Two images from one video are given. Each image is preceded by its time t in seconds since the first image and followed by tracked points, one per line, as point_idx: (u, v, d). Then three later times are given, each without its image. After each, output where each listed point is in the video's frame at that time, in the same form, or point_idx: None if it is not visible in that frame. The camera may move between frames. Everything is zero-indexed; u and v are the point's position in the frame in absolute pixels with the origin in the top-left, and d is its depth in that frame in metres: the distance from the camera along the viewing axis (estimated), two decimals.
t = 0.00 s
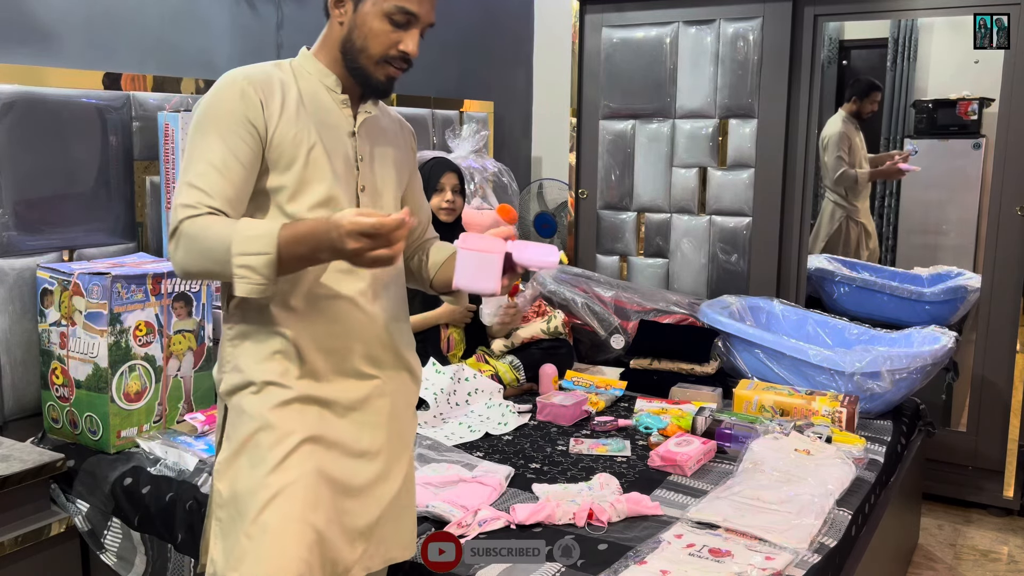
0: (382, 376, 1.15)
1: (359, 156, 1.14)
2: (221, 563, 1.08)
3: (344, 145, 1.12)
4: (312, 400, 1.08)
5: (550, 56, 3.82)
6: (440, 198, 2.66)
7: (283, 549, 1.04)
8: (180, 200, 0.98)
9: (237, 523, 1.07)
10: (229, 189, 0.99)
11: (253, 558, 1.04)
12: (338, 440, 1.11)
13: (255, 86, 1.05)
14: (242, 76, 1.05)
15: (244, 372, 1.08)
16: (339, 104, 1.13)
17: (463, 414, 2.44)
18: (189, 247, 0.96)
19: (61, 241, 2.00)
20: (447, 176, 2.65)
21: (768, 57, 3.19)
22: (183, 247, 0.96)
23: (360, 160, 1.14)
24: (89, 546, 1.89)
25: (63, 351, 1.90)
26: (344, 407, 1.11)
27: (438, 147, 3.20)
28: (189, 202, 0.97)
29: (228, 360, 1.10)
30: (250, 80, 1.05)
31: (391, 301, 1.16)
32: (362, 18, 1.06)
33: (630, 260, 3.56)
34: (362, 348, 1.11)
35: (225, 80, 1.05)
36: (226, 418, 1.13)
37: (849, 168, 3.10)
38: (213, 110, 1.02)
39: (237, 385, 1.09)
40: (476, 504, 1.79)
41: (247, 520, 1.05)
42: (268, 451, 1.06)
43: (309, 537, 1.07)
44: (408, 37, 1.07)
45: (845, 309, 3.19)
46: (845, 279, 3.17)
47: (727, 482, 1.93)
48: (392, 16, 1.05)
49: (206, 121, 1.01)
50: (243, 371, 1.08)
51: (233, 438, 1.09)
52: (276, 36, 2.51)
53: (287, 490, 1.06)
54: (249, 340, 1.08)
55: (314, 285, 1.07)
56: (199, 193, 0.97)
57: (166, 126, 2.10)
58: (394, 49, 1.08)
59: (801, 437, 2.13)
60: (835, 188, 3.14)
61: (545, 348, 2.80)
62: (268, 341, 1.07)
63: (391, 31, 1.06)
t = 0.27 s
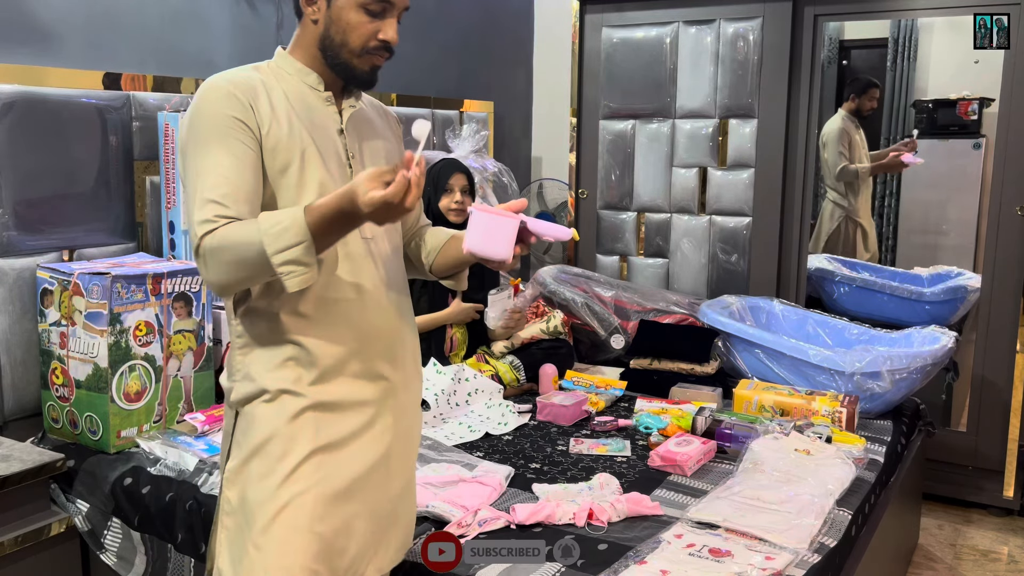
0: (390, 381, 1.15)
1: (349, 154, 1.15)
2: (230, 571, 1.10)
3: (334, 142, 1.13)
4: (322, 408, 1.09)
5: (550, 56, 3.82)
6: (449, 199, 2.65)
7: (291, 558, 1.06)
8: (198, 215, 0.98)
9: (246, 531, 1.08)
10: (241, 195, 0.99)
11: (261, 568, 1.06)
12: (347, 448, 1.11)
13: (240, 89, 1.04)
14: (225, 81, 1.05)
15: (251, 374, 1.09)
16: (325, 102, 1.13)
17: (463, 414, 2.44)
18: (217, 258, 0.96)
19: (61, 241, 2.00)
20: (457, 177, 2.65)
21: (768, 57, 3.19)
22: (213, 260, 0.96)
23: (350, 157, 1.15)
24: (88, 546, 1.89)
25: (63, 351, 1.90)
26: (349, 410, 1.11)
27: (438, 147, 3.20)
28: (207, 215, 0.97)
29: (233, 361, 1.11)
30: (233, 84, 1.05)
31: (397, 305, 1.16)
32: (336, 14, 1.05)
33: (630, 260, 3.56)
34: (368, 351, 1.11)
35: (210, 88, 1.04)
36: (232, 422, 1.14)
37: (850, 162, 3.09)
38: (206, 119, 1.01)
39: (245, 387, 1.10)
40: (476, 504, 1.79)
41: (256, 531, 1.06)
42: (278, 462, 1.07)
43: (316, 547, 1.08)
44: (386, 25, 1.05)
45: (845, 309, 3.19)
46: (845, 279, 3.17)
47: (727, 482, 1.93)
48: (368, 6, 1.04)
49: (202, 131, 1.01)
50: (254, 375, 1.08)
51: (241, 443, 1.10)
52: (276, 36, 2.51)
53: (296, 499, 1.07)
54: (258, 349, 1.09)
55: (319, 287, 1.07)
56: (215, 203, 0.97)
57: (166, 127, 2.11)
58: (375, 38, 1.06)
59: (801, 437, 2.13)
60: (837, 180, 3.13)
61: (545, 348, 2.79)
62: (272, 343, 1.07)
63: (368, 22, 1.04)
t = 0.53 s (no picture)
0: (393, 384, 1.15)
1: (342, 153, 1.15)
2: None
3: (327, 142, 1.13)
4: (326, 412, 1.09)
5: (550, 56, 3.82)
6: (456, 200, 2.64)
7: (299, 563, 1.06)
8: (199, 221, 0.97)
9: (252, 538, 1.08)
10: (241, 198, 0.99)
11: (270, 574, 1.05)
12: (352, 452, 1.11)
13: (230, 91, 1.04)
14: (214, 85, 1.04)
15: (254, 377, 1.09)
16: (315, 103, 1.13)
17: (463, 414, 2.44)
18: (222, 261, 0.95)
19: (61, 241, 2.00)
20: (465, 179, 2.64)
21: (768, 57, 3.19)
22: (217, 264, 0.95)
23: (344, 157, 1.15)
24: (88, 546, 1.90)
25: (63, 351, 1.90)
26: (351, 413, 1.11)
27: (438, 147, 3.20)
28: (209, 219, 0.97)
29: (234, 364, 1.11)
30: (222, 87, 1.04)
31: (398, 308, 1.16)
32: (324, 12, 1.04)
33: (630, 260, 3.57)
34: (370, 353, 1.11)
35: (199, 92, 1.04)
36: (236, 425, 1.14)
37: (849, 162, 3.10)
38: (199, 124, 1.01)
39: (248, 390, 1.10)
40: (476, 504, 1.79)
41: (262, 537, 1.06)
42: (282, 467, 1.07)
43: (324, 552, 1.08)
44: (374, 23, 1.05)
45: (845, 309, 3.19)
46: (845, 279, 3.16)
47: (727, 482, 1.93)
48: (355, 3, 1.03)
49: (196, 135, 1.01)
50: (257, 378, 1.09)
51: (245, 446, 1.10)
52: (276, 36, 2.51)
53: (302, 505, 1.07)
54: (261, 353, 1.09)
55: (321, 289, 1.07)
56: (215, 208, 0.97)
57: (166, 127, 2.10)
58: (364, 36, 1.05)
59: (801, 437, 2.13)
60: (837, 179, 3.14)
61: (546, 348, 2.80)
62: (275, 345, 1.08)
63: (356, 19, 1.04)
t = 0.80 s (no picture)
0: (391, 385, 1.15)
1: (339, 152, 1.15)
2: None
3: (325, 141, 1.13)
4: (324, 413, 1.09)
5: (550, 56, 3.82)
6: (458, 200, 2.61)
7: (298, 566, 1.06)
8: (179, 189, 0.94)
9: (251, 540, 1.08)
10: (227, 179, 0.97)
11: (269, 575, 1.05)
12: (350, 454, 1.11)
13: (229, 84, 1.05)
14: (213, 77, 1.05)
15: (251, 378, 1.09)
16: (313, 102, 1.13)
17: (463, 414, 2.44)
18: (200, 227, 0.91)
19: (61, 241, 2.00)
20: (467, 179, 2.64)
21: (768, 57, 3.19)
22: (193, 230, 0.92)
23: (341, 156, 1.16)
24: (88, 546, 1.90)
25: (63, 351, 1.90)
26: (349, 413, 1.11)
27: (438, 147, 3.20)
28: (191, 188, 0.94)
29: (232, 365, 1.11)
30: (222, 79, 1.05)
31: (395, 309, 1.17)
32: (328, 11, 1.04)
33: (630, 260, 3.57)
34: (368, 354, 1.11)
35: (198, 82, 1.04)
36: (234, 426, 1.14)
37: (849, 162, 3.10)
38: (193, 105, 1.00)
39: (246, 392, 1.10)
40: (476, 504, 1.79)
41: (261, 539, 1.06)
42: (280, 469, 1.07)
43: (323, 553, 1.08)
44: (376, 25, 1.05)
45: (845, 309, 3.18)
46: (845, 279, 3.16)
47: (727, 482, 1.93)
48: (359, 6, 1.03)
49: (187, 115, 0.99)
50: (255, 380, 1.09)
51: (243, 448, 1.10)
52: (276, 36, 2.51)
53: (301, 507, 1.07)
54: (259, 355, 1.09)
55: (319, 290, 1.07)
56: (200, 179, 0.94)
57: (167, 126, 2.09)
58: (365, 38, 1.05)
59: (801, 437, 2.13)
60: (837, 179, 3.14)
61: (546, 348, 2.80)
62: (274, 346, 1.08)
63: (359, 21, 1.04)
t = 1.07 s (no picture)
0: (389, 385, 1.15)
1: (339, 153, 1.15)
2: None
3: (325, 141, 1.13)
4: (322, 414, 1.09)
5: (550, 56, 3.82)
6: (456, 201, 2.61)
7: (299, 568, 1.05)
8: (180, 163, 0.92)
9: (250, 543, 1.07)
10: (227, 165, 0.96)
11: None
12: (348, 455, 1.11)
13: (233, 79, 1.05)
14: (217, 71, 1.05)
15: (248, 379, 1.09)
16: (314, 101, 1.13)
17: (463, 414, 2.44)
18: (199, 199, 0.90)
19: (61, 241, 2.00)
20: (464, 180, 2.63)
21: (768, 57, 3.19)
22: (193, 202, 0.90)
23: (341, 156, 1.15)
24: (88, 546, 1.90)
25: (63, 351, 1.90)
26: (347, 413, 1.11)
27: (438, 147, 3.20)
28: (193, 164, 0.92)
29: (229, 366, 1.10)
30: (227, 74, 1.05)
31: (393, 309, 1.17)
32: (332, 12, 1.04)
33: (630, 260, 3.57)
34: (365, 355, 1.12)
35: (202, 74, 1.04)
36: (230, 428, 1.14)
37: (851, 161, 3.09)
38: (197, 93, 1.00)
39: (242, 393, 1.09)
40: (476, 504, 1.79)
41: (261, 542, 1.05)
42: (279, 471, 1.06)
43: (322, 554, 1.08)
44: (381, 29, 1.05)
45: (845, 309, 3.19)
46: (845, 279, 3.16)
47: (727, 482, 1.93)
48: (364, 8, 1.03)
49: (190, 101, 0.99)
50: (251, 381, 1.08)
51: (241, 449, 1.09)
52: (276, 36, 2.51)
53: (301, 508, 1.07)
54: (256, 357, 1.08)
55: (316, 290, 1.08)
56: (202, 158, 0.93)
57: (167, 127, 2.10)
58: (368, 41, 1.06)
59: (801, 437, 2.13)
60: (837, 179, 3.14)
61: (546, 348, 2.80)
62: (271, 347, 1.07)
63: (363, 24, 1.04)
